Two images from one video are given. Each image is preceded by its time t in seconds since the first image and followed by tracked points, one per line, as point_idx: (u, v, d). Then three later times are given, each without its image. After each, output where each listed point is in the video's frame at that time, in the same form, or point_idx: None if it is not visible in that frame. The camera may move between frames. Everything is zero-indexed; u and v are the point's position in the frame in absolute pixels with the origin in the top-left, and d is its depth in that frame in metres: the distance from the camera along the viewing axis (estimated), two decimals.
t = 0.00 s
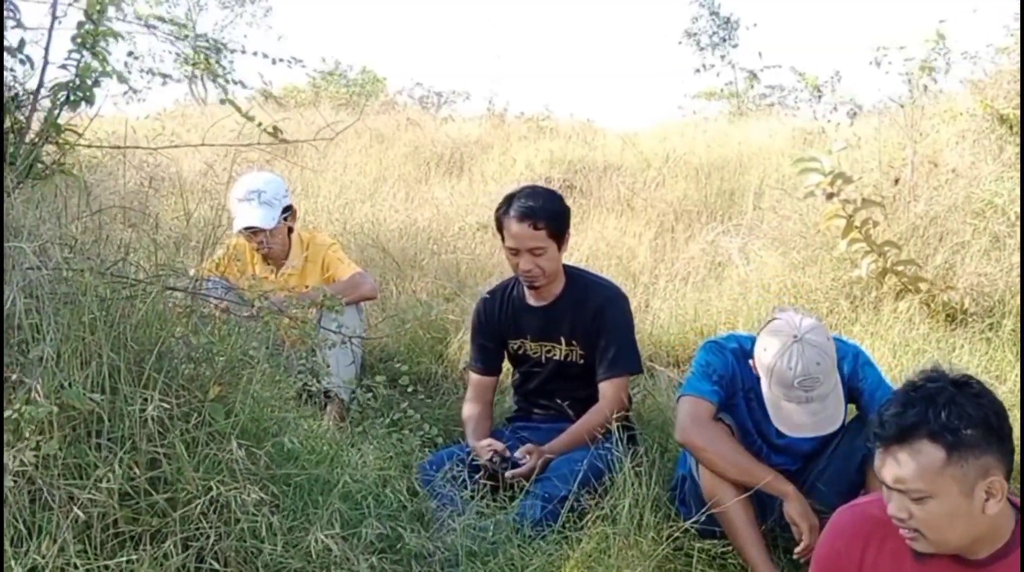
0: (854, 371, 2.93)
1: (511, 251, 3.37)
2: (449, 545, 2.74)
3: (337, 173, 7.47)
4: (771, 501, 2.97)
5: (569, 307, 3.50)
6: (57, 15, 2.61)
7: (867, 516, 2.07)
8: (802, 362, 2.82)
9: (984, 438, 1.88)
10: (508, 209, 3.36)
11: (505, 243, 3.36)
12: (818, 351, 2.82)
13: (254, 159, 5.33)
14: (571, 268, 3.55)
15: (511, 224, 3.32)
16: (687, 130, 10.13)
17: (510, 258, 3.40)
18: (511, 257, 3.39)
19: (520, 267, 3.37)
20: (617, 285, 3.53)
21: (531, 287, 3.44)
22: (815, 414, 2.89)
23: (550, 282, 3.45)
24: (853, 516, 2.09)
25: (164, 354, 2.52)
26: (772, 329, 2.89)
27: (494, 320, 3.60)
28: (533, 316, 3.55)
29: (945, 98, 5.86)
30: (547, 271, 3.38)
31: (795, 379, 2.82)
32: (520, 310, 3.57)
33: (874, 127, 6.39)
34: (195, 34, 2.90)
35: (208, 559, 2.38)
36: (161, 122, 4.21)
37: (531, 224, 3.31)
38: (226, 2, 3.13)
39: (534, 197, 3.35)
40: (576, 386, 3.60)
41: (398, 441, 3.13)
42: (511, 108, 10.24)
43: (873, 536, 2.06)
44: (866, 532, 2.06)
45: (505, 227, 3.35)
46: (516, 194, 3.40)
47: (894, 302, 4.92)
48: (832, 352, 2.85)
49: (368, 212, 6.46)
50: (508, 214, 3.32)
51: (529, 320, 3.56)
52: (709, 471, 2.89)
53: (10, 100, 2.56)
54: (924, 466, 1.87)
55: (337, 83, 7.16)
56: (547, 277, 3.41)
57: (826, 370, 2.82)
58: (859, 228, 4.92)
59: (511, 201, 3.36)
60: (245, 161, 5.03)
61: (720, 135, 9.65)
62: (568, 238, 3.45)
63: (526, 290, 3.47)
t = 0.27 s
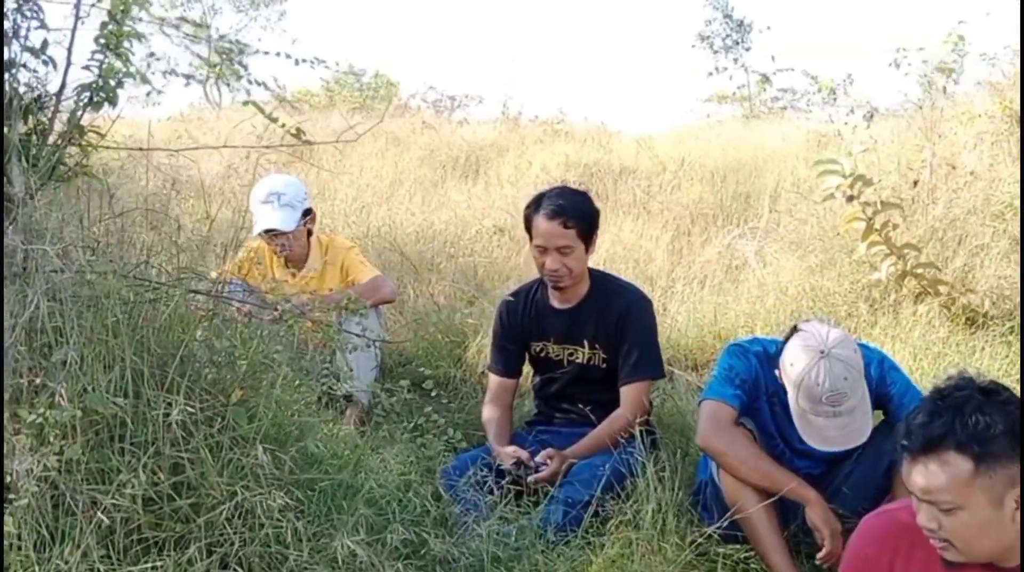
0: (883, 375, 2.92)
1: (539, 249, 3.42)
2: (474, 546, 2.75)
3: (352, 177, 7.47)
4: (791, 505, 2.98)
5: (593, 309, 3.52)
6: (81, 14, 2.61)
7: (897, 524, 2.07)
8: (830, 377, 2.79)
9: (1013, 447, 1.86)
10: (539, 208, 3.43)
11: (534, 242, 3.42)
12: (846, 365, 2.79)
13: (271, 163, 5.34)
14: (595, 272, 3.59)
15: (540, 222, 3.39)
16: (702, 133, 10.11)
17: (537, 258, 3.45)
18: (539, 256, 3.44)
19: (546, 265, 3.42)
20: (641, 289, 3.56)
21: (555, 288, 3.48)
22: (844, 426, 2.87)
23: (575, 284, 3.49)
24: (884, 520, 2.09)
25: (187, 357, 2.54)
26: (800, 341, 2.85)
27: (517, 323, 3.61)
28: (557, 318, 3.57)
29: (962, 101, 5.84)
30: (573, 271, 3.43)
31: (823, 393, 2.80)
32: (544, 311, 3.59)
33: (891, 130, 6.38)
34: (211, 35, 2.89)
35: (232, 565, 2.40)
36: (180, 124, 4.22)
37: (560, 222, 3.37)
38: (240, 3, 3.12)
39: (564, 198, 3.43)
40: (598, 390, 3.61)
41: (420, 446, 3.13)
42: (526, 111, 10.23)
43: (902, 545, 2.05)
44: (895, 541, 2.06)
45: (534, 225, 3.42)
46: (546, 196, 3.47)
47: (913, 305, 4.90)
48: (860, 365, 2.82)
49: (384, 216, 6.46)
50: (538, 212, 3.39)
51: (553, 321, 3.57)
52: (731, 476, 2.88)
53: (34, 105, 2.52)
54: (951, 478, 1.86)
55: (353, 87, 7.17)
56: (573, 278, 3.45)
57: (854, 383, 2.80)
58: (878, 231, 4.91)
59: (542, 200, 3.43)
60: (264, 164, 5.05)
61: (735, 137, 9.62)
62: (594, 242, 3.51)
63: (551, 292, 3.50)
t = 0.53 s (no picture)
0: (920, 381, 2.90)
1: (571, 251, 3.42)
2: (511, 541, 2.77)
3: (373, 181, 7.45)
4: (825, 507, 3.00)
5: (624, 313, 3.51)
6: (116, 13, 2.63)
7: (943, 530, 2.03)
8: (877, 388, 2.79)
9: None
10: (569, 209, 3.43)
11: (565, 243, 3.41)
12: (893, 377, 2.80)
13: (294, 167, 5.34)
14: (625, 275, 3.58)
15: (572, 223, 3.38)
16: (723, 135, 10.05)
17: (569, 261, 3.44)
18: (570, 258, 3.44)
19: (579, 267, 3.41)
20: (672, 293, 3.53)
21: (587, 291, 3.47)
22: (886, 437, 2.87)
23: (607, 286, 3.47)
24: (928, 527, 2.05)
25: (224, 361, 2.55)
26: (845, 349, 2.85)
27: (545, 325, 3.63)
28: (587, 323, 3.56)
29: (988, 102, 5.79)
30: (605, 272, 3.42)
31: (869, 404, 2.80)
32: (575, 314, 3.58)
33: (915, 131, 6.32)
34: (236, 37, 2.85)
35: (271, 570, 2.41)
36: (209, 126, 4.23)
37: (592, 223, 3.37)
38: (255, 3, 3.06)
39: (595, 199, 3.43)
40: (628, 394, 3.60)
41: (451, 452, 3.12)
42: (545, 114, 10.20)
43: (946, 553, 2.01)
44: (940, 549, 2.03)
45: (566, 227, 3.41)
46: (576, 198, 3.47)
47: (942, 308, 4.85)
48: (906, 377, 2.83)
49: (406, 220, 6.45)
50: (569, 213, 3.38)
51: (584, 325, 3.56)
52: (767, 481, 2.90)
53: (66, 105, 2.58)
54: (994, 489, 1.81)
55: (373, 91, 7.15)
56: (604, 280, 3.44)
57: (900, 396, 2.81)
58: (906, 233, 4.87)
59: (572, 201, 3.43)
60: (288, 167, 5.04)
61: (756, 139, 9.57)
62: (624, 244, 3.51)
63: (582, 295, 3.49)
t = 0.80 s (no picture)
0: (966, 386, 2.85)
1: (604, 255, 3.40)
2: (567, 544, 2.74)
3: (397, 184, 7.41)
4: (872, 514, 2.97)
5: (659, 317, 3.48)
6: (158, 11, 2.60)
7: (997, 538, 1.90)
8: (925, 391, 2.76)
9: None
10: (600, 213, 3.41)
11: (598, 246, 3.39)
12: (941, 380, 2.77)
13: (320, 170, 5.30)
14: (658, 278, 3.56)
15: (605, 226, 3.36)
16: (748, 135, 9.97)
17: (602, 265, 3.42)
18: (603, 261, 3.41)
19: (613, 271, 3.39)
20: (707, 296, 3.50)
21: (621, 296, 3.44)
22: (934, 443, 2.83)
23: (641, 289, 3.45)
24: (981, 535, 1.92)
25: (268, 362, 2.59)
26: (891, 351, 2.82)
27: (578, 328, 3.60)
28: (622, 327, 3.53)
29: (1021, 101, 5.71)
30: (638, 275, 3.39)
31: (918, 408, 2.76)
32: (607, 318, 3.56)
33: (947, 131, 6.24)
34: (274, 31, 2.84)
35: None
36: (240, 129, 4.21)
37: (626, 225, 3.35)
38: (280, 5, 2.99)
39: (627, 201, 3.41)
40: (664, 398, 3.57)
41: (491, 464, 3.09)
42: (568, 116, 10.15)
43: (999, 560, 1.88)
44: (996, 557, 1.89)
45: (598, 230, 3.39)
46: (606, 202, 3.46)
47: (979, 310, 4.79)
48: (953, 382, 2.80)
49: (432, 224, 6.40)
50: (602, 216, 3.36)
51: (618, 330, 3.53)
52: (812, 486, 2.88)
53: (107, 106, 2.57)
54: None
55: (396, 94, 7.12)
56: (638, 282, 3.42)
57: (948, 399, 2.77)
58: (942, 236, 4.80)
59: (604, 204, 3.41)
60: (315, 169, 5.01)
61: (782, 139, 9.49)
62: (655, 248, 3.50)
63: (616, 300, 3.47)
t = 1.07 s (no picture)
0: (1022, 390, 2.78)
1: (633, 257, 3.35)
2: (600, 539, 2.89)
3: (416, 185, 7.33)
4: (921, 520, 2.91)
5: (692, 320, 3.41)
6: (205, 16, 2.79)
7: None
8: (980, 392, 2.67)
9: None
10: (629, 214, 3.37)
11: (627, 247, 3.35)
12: (996, 380, 2.68)
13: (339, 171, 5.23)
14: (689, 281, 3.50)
15: (633, 226, 3.33)
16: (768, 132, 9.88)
17: (631, 267, 3.37)
18: (632, 263, 3.37)
19: (642, 273, 3.34)
20: (741, 295, 3.44)
21: (651, 299, 3.39)
22: (988, 446, 2.75)
23: (671, 291, 3.39)
24: None
25: (315, 369, 2.80)
26: (943, 351, 2.73)
27: (608, 334, 3.50)
28: (653, 331, 3.46)
29: None
30: (668, 276, 3.34)
31: (973, 410, 2.68)
32: (639, 322, 3.48)
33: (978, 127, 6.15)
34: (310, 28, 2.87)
35: None
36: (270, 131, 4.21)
37: (655, 226, 3.31)
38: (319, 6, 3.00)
39: (657, 202, 3.37)
40: (698, 402, 3.51)
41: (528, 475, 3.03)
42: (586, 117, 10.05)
43: None
44: None
45: (626, 232, 3.35)
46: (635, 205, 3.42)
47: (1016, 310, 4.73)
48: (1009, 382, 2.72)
49: (453, 227, 6.33)
50: (630, 217, 3.32)
51: (649, 334, 3.46)
52: (854, 491, 2.84)
53: (153, 106, 2.77)
54: None
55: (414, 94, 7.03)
56: (668, 285, 3.36)
57: (1003, 400, 2.70)
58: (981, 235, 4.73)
59: (633, 206, 3.37)
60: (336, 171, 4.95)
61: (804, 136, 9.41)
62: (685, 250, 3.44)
63: (646, 304, 3.41)
